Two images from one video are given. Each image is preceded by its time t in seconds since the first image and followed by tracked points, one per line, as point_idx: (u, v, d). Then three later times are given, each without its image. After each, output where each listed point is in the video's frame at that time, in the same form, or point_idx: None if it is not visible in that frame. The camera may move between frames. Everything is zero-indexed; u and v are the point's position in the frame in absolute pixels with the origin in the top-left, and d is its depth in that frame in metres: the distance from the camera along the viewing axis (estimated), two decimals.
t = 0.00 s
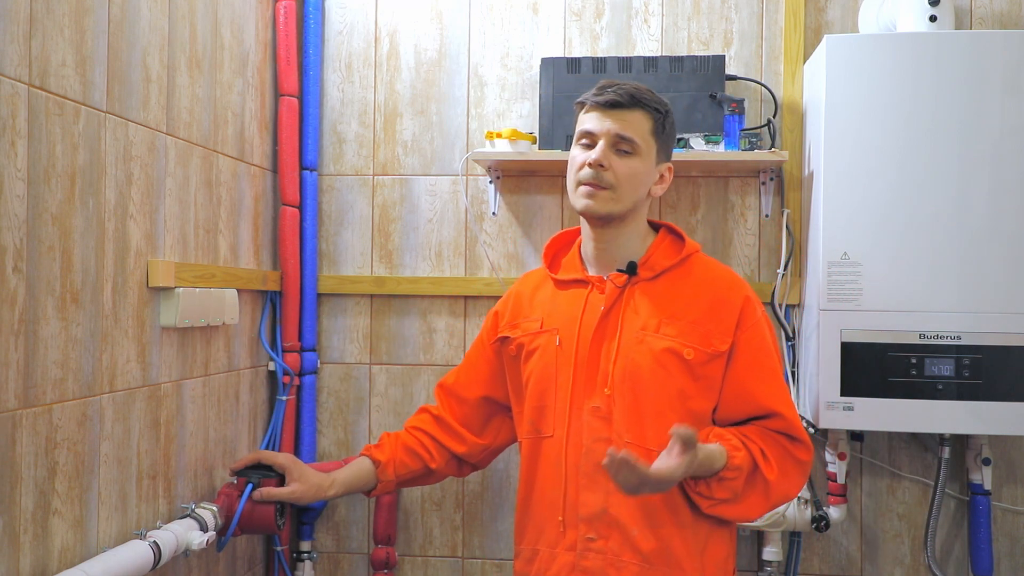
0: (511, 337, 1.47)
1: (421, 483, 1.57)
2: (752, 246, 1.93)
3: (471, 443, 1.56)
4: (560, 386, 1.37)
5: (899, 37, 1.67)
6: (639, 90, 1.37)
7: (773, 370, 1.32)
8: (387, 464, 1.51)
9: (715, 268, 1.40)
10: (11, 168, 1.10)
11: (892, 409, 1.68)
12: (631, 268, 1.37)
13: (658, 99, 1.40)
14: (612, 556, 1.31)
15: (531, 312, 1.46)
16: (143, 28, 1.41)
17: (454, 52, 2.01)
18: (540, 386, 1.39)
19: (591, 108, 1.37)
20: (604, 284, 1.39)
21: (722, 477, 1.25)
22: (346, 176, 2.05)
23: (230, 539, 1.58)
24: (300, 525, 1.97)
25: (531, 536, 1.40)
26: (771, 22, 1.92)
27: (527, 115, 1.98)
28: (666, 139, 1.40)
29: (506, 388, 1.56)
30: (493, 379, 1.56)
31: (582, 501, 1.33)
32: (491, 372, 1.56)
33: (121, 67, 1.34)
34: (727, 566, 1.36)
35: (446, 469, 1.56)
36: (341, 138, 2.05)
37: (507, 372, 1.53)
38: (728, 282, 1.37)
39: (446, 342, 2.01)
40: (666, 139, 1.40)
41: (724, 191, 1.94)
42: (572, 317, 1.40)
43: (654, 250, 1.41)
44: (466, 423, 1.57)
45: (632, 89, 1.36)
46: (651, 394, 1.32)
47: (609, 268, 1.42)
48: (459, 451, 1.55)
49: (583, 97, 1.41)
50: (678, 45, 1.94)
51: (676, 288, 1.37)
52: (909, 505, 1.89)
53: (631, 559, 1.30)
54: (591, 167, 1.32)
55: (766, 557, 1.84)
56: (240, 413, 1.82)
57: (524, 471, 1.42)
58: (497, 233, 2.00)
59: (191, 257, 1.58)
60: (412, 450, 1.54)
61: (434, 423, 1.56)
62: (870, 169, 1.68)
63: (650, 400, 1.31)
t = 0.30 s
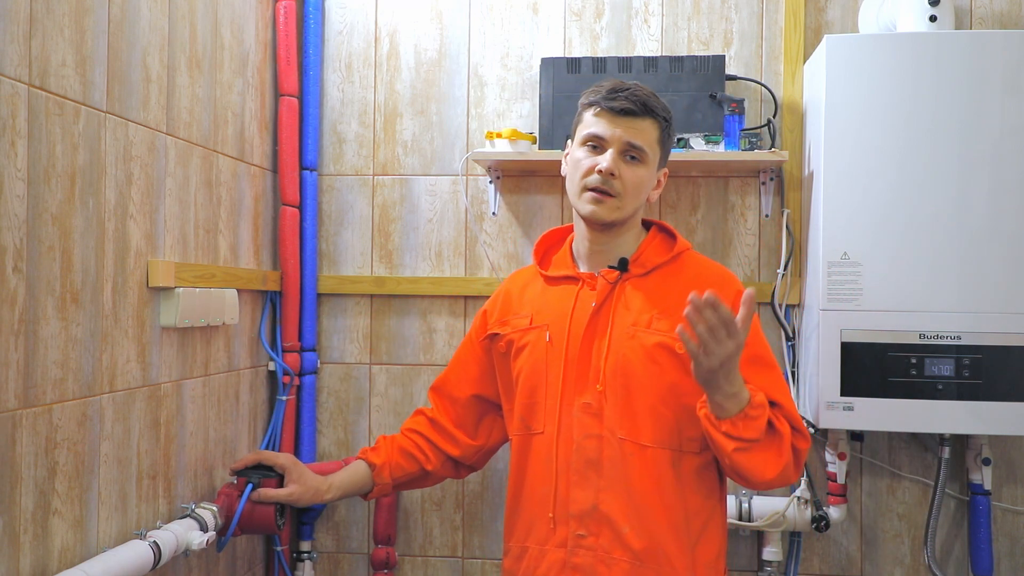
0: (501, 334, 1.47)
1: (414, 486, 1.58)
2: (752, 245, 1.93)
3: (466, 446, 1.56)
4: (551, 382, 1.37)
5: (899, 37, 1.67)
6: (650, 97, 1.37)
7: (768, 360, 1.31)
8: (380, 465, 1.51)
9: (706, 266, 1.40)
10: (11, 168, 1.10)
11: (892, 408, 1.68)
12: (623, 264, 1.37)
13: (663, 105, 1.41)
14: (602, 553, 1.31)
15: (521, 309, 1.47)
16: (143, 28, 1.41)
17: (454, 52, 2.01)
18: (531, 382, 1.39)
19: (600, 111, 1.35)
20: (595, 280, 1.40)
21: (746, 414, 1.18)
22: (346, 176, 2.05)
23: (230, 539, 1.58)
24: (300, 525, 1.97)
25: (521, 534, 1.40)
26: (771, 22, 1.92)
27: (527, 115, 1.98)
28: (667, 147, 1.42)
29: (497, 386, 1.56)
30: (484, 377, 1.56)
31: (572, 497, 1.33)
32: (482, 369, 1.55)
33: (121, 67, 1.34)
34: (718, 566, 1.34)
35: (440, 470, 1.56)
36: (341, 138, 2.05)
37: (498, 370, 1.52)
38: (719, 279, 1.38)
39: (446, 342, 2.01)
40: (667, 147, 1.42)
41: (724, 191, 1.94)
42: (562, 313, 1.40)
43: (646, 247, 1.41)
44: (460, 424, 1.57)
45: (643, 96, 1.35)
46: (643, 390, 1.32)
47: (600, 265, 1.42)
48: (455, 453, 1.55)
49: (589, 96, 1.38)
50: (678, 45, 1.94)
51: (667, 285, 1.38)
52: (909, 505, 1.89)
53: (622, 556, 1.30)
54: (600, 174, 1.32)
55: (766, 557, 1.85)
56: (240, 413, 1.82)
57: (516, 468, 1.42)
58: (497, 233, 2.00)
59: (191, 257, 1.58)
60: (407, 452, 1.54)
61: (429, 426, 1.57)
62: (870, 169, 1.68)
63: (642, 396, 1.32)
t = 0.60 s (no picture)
0: (497, 335, 1.47)
1: (412, 488, 1.57)
2: (752, 245, 1.93)
3: (465, 447, 1.56)
4: (545, 382, 1.37)
5: (899, 37, 1.67)
6: (647, 99, 1.36)
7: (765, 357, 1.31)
8: (377, 466, 1.51)
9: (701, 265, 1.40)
10: (11, 168, 1.10)
11: (892, 408, 1.68)
12: (618, 265, 1.37)
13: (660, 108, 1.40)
14: (596, 553, 1.31)
15: (517, 309, 1.47)
16: (143, 28, 1.41)
17: (454, 52, 2.01)
18: (525, 382, 1.39)
19: (597, 114, 1.35)
20: (589, 279, 1.40)
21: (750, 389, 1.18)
22: (346, 176, 2.05)
23: (230, 539, 1.58)
24: (300, 525, 1.97)
25: (516, 534, 1.40)
26: (771, 22, 1.92)
27: (527, 115, 1.98)
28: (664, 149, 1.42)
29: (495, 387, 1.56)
30: (481, 378, 1.56)
31: (566, 498, 1.33)
32: (480, 370, 1.55)
33: (121, 66, 1.34)
34: (713, 567, 1.33)
35: (439, 472, 1.56)
36: (341, 138, 2.05)
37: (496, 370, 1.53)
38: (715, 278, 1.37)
39: (446, 342, 2.01)
40: (664, 149, 1.42)
41: (724, 191, 1.94)
42: (557, 313, 1.40)
43: (641, 247, 1.41)
44: (458, 425, 1.57)
45: (640, 99, 1.35)
46: (637, 389, 1.32)
47: (595, 265, 1.43)
48: (454, 455, 1.55)
49: (586, 98, 1.38)
50: (678, 45, 1.94)
51: (662, 285, 1.37)
52: (909, 505, 1.89)
53: (615, 556, 1.30)
54: (596, 177, 1.32)
55: (766, 557, 1.84)
56: (240, 413, 1.82)
57: (511, 468, 1.42)
58: (498, 233, 2.00)
59: (191, 257, 1.58)
60: (405, 453, 1.54)
61: (428, 428, 1.57)
62: (871, 169, 1.68)
63: (636, 396, 1.32)
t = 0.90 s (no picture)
0: (496, 335, 1.47)
1: (412, 488, 1.57)
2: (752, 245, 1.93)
3: (465, 448, 1.56)
4: (544, 383, 1.37)
5: (899, 37, 1.67)
6: (645, 101, 1.36)
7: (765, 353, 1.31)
8: (378, 467, 1.51)
9: (700, 265, 1.40)
10: (11, 168, 1.10)
11: (892, 408, 1.68)
12: (616, 265, 1.36)
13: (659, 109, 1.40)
14: (595, 554, 1.31)
15: (515, 310, 1.47)
16: (143, 28, 1.41)
17: (454, 52, 2.01)
18: (524, 383, 1.39)
19: (594, 118, 1.34)
20: (588, 280, 1.40)
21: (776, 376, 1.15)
22: (346, 176, 2.05)
23: (230, 539, 1.58)
24: (300, 525, 1.97)
25: (516, 535, 1.40)
26: (771, 22, 1.92)
27: (527, 115, 1.98)
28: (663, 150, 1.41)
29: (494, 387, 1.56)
30: (480, 378, 1.56)
31: (565, 498, 1.33)
32: (478, 371, 1.55)
33: (121, 67, 1.34)
34: (713, 568, 1.33)
35: (439, 472, 1.56)
36: (341, 138, 2.05)
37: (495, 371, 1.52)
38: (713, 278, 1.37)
39: (446, 342, 2.01)
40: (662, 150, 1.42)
41: (724, 191, 1.94)
42: (556, 314, 1.40)
43: (640, 248, 1.41)
44: (457, 425, 1.57)
45: (637, 101, 1.35)
46: (635, 390, 1.32)
47: (594, 266, 1.43)
48: (454, 456, 1.55)
49: (583, 101, 1.37)
50: (678, 45, 1.94)
51: (661, 285, 1.37)
52: (909, 505, 1.89)
53: (614, 557, 1.30)
54: (593, 181, 1.32)
55: (766, 557, 1.84)
56: (240, 413, 1.82)
57: (511, 469, 1.42)
58: (497, 233, 2.00)
59: (191, 257, 1.58)
60: (405, 453, 1.54)
61: (428, 428, 1.57)
62: (871, 170, 1.68)
63: (635, 396, 1.32)
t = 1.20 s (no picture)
0: (495, 336, 1.47)
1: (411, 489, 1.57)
2: (752, 246, 1.93)
3: (465, 448, 1.56)
4: (542, 384, 1.37)
5: (899, 37, 1.67)
6: (637, 101, 1.33)
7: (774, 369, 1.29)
8: (377, 468, 1.51)
9: (697, 266, 1.39)
10: (11, 168, 1.10)
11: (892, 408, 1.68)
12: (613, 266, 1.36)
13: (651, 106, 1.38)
14: (593, 555, 1.31)
15: (514, 311, 1.47)
16: (143, 28, 1.41)
17: (454, 52, 2.01)
18: (522, 384, 1.39)
19: (586, 123, 1.32)
20: (585, 281, 1.40)
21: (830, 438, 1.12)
22: (346, 176, 2.05)
23: (230, 539, 1.58)
24: (300, 525, 1.97)
25: (515, 535, 1.40)
26: (771, 22, 1.92)
27: (527, 115, 1.98)
28: (657, 145, 1.41)
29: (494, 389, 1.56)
30: (478, 378, 1.56)
31: (563, 499, 1.33)
32: (477, 371, 1.55)
33: (121, 67, 1.34)
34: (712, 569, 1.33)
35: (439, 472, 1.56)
36: (341, 138, 2.05)
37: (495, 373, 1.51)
38: (710, 279, 1.37)
39: (446, 342, 2.01)
40: (656, 145, 1.41)
41: (723, 191, 1.94)
42: (553, 315, 1.40)
43: (637, 248, 1.41)
44: (458, 426, 1.57)
45: (628, 102, 1.32)
46: (632, 391, 1.32)
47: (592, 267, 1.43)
48: (454, 457, 1.55)
49: (574, 105, 1.35)
50: (678, 45, 1.94)
51: (658, 286, 1.37)
52: (909, 505, 1.89)
53: (612, 557, 1.30)
54: (591, 188, 1.32)
55: (766, 557, 1.84)
56: (240, 413, 1.82)
57: (509, 470, 1.42)
58: (497, 233, 2.00)
59: (191, 257, 1.58)
60: (406, 454, 1.54)
61: (429, 429, 1.57)
62: (871, 170, 1.68)
63: (632, 396, 1.32)
